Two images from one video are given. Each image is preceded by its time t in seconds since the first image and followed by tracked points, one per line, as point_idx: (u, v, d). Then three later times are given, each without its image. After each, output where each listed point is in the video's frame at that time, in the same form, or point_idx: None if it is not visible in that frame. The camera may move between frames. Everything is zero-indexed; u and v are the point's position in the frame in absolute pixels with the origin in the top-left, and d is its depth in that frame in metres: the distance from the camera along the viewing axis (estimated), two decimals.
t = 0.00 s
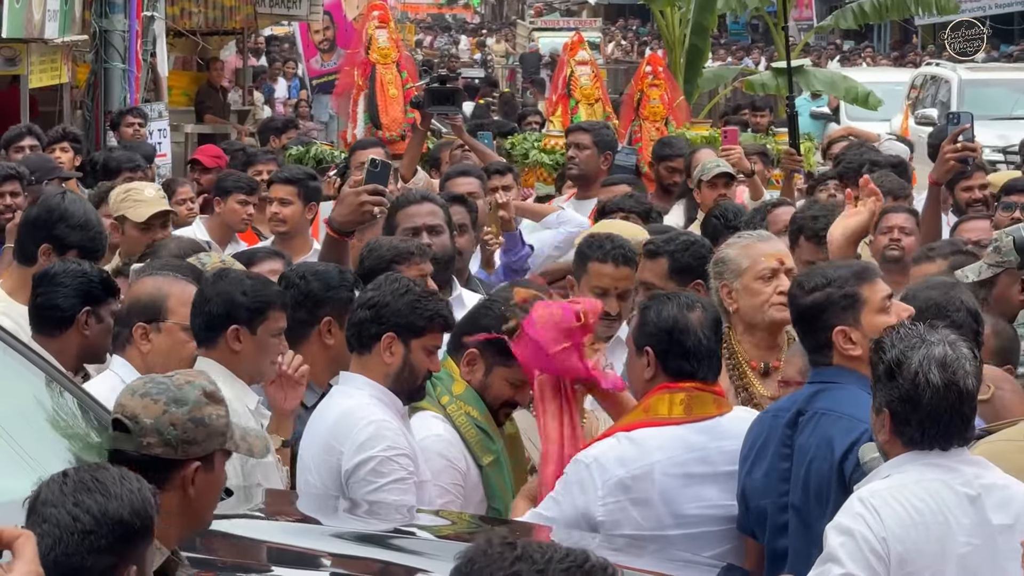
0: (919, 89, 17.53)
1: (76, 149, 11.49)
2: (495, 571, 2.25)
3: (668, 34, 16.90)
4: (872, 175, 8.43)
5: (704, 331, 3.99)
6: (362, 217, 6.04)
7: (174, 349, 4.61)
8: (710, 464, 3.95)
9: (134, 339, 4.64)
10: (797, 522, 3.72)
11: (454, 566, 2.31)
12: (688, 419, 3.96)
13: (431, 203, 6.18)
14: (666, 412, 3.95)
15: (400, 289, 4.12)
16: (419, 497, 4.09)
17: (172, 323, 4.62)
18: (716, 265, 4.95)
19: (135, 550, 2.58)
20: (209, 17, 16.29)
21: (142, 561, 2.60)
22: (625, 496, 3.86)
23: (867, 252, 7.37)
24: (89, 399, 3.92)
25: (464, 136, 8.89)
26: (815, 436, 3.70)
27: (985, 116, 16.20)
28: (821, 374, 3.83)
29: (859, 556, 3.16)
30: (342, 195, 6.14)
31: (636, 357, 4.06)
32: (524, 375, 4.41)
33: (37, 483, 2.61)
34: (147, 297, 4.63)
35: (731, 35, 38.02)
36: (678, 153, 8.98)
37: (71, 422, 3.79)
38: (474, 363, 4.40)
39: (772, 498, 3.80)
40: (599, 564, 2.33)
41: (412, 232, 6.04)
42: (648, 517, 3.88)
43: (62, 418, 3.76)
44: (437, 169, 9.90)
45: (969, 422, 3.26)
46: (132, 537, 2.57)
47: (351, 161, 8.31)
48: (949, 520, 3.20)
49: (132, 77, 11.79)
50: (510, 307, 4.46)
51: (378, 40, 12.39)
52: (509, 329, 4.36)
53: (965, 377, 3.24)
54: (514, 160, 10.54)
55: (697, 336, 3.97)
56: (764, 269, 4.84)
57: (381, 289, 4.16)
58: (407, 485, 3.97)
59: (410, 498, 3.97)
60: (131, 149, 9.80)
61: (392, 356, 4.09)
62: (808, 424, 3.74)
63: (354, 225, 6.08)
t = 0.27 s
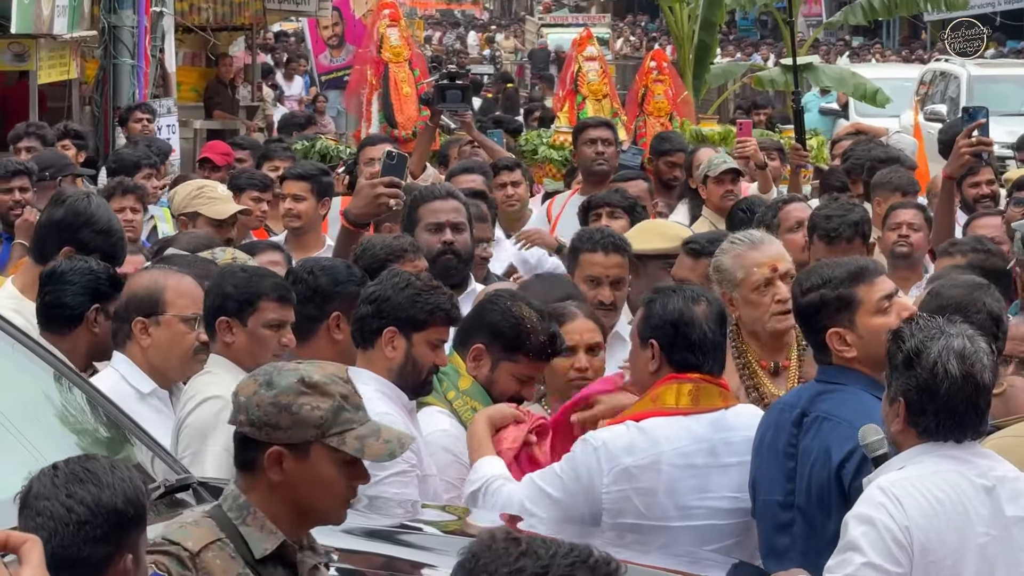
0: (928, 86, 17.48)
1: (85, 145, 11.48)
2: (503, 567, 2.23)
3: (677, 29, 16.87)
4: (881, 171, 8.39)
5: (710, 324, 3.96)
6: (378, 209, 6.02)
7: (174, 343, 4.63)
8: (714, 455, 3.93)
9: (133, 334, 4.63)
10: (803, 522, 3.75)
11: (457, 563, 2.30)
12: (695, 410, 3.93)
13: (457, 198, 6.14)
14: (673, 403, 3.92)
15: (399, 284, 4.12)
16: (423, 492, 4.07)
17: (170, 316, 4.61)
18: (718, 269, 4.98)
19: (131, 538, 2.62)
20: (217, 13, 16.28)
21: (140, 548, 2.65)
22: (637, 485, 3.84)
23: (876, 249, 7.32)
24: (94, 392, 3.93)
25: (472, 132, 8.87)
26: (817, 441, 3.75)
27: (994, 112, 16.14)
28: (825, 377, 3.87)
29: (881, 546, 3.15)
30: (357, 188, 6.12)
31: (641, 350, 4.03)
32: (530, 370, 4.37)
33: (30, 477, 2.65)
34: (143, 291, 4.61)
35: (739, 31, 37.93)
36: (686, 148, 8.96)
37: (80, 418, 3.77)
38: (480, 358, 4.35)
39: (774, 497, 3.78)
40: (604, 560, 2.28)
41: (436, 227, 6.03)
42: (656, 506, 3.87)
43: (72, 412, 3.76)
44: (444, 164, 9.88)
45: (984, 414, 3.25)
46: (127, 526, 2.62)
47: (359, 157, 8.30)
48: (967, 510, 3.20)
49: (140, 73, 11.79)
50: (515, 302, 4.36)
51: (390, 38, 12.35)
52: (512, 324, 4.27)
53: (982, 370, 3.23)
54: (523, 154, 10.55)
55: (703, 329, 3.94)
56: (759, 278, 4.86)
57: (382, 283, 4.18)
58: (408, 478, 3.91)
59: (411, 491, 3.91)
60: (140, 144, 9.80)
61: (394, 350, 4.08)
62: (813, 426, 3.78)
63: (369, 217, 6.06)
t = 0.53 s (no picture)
0: (939, 81, 17.43)
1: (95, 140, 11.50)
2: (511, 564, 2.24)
3: (688, 25, 16.84)
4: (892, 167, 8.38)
5: (720, 316, 4.02)
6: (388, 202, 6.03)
7: (174, 339, 4.63)
8: (720, 445, 3.92)
9: (133, 332, 4.63)
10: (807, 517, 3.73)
11: (467, 559, 2.30)
12: (707, 399, 3.95)
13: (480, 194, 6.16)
14: (681, 390, 3.95)
15: (404, 279, 4.12)
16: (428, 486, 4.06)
17: (167, 310, 4.60)
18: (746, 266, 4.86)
19: (129, 530, 2.65)
20: (228, 9, 16.29)
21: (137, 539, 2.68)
22: (639, 468, 3.84)
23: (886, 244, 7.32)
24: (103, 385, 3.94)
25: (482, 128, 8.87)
26: (822, 440, 3.73)
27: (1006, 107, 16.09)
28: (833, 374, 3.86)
29: (909, 540, 3.14)
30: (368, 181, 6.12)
31: (650, 340, 4.08)
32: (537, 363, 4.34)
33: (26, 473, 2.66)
34: (138, 289, 4.60)
35: (750, 27, 37.87)
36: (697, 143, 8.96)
37: (90, 413, 3.78)
38: (486, 353, 4.35)
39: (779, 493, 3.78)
40: (613, 555, 2.29)
41: (458, 220, 6.04)
42: (658, 488, 3.88)
43: (83, 407, 3.77)
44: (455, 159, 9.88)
45: (995, 407, 3.27)
46: (126, 518, 2.64)
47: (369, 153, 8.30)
48: (986, 501, 3.20)
49: (150, 68, 11.80)
50: (520, 296, 4.36)
51: (401, 33, 12.37)
52: (517, 318, 4.28)
53: (994, 363, 3.25)
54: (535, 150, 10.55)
55: (713, 320, 3.99)
56: (779, 286, 4.74)
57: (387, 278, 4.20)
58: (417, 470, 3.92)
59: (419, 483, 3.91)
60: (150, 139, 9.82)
61: (399, 346, 4.08)
62: (818, 424, 3.77)
63: (379, 209, 6.06)
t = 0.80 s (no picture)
0: (954, 76, 17.38)
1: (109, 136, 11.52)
2: (528, 559, 2.24)
3: (701, 20, 16.81)
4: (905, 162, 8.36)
5: (718, 309, 3.92)
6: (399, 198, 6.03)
7: (193, 332, 4.67)
8: (724, 436, 3.87)
9: (151, 327, 4.65)
10: (824, 512, 3.76)
11: (483, 555, 2.30)
12: (703, 391, 3.88)
13: (496, 191, 6.17)
14: (679, 382, 3.86)
15: (416, 275, 4.09)
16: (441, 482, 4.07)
17: (184, 305, 4.63)
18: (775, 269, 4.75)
19: (134, 525, 2.56)
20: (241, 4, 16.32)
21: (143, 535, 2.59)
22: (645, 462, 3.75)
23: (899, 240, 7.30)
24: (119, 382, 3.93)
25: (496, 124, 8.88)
26: (846, 431, 3.74)
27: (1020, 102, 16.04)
28: (860, 364, 3.82)
29: (929, 534, 3.14)
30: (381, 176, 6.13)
31: (645, 330, 3.94)
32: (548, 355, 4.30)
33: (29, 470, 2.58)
34: (151, 285, 4.62)
35: (764, 22, 37.84)
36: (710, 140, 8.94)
37: (104, 408, 3.79)
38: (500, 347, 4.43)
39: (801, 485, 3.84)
40: (627, 551, 2.29)
41: (474, 217, 6.05)
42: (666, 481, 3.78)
43: (97, 402, 3.78)
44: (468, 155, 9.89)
45: (1011, 402, 3.26)
46: (130, 513, 2.55)
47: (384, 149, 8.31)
48: (1001, 492, 3.21)
49: (164, 64, 11.83)
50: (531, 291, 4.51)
51: (412, 27, 12.37)
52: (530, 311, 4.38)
53: (1009, 356, 3.23)
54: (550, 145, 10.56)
55: (712, 313, 3.89)
56: (803, 291, 4.62)
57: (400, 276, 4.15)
58: (421, 471, 3.97)
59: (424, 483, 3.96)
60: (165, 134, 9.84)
61: (411, 343, 4.06)
62: (842, 418, 3.76)
63: (391, 205, 6.07)
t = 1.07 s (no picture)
0: (965, 73, 17.34)
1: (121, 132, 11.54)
2: (542, 554, 2.23)
3: (713, 17, 16.77)
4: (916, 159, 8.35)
5: (703, 300, 3.87)
6: (412, 197, 6.03)
7: (208, 325, 4.68)
8: (723, 421, 3.87)
9: (166, 319, 4.66)
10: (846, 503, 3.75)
11: (497, 550, 2.29)
12: (697, 379, 3.86)
13: (506, 189, 6.17)
14: (674, 374, 3.83)
15: (455, 281, 4.06)
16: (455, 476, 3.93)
17: (198, 296, 4.65)
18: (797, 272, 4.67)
19: (146, 520, 2.55)
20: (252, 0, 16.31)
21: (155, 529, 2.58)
22: (647, 454, 3.76)
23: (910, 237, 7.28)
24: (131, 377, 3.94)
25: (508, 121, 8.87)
26: (872, 419, 3.74)
27: None
28: (881, 356, 3.81)
29: (945, 525, 3.12)
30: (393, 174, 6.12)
31: (632, 326, 3.92)
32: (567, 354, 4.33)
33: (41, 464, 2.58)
34: (168, 277, 4.64)
35: (775, 18, 37.79)
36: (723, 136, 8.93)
37: (115, 402, 3.79)
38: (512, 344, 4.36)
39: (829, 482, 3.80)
40: (641, 547, 2.28)
41: (483, 217, 6.05)
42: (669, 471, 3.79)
43: (108, 397, 3.79)
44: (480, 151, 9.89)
45: None
46: (143, 508, 2.55)
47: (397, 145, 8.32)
48: (1013, 485, 3.20)
49: (175, 60, 11.84)
50: (544, 286, 4.51)
51: (417, 22, 12.33)
52: (543, 306, 4.44)
53: None
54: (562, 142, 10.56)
55: (697, 305, 3.84)
56: (825, 295, 4.55)
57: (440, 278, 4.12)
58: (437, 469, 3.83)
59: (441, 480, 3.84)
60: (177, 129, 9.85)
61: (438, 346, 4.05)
62: (866, 408, 3.76)
63: (405, 204, 6.07)
